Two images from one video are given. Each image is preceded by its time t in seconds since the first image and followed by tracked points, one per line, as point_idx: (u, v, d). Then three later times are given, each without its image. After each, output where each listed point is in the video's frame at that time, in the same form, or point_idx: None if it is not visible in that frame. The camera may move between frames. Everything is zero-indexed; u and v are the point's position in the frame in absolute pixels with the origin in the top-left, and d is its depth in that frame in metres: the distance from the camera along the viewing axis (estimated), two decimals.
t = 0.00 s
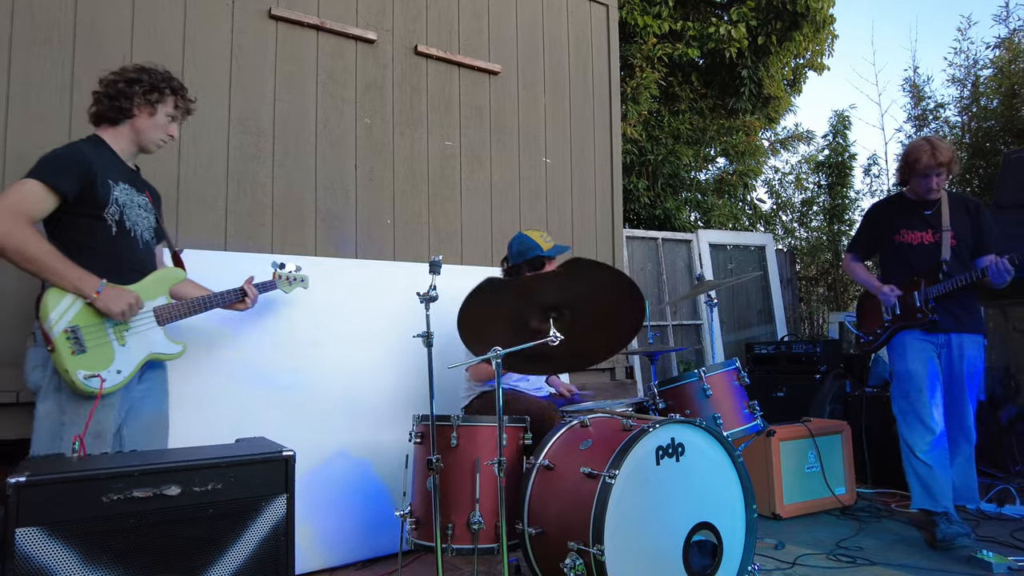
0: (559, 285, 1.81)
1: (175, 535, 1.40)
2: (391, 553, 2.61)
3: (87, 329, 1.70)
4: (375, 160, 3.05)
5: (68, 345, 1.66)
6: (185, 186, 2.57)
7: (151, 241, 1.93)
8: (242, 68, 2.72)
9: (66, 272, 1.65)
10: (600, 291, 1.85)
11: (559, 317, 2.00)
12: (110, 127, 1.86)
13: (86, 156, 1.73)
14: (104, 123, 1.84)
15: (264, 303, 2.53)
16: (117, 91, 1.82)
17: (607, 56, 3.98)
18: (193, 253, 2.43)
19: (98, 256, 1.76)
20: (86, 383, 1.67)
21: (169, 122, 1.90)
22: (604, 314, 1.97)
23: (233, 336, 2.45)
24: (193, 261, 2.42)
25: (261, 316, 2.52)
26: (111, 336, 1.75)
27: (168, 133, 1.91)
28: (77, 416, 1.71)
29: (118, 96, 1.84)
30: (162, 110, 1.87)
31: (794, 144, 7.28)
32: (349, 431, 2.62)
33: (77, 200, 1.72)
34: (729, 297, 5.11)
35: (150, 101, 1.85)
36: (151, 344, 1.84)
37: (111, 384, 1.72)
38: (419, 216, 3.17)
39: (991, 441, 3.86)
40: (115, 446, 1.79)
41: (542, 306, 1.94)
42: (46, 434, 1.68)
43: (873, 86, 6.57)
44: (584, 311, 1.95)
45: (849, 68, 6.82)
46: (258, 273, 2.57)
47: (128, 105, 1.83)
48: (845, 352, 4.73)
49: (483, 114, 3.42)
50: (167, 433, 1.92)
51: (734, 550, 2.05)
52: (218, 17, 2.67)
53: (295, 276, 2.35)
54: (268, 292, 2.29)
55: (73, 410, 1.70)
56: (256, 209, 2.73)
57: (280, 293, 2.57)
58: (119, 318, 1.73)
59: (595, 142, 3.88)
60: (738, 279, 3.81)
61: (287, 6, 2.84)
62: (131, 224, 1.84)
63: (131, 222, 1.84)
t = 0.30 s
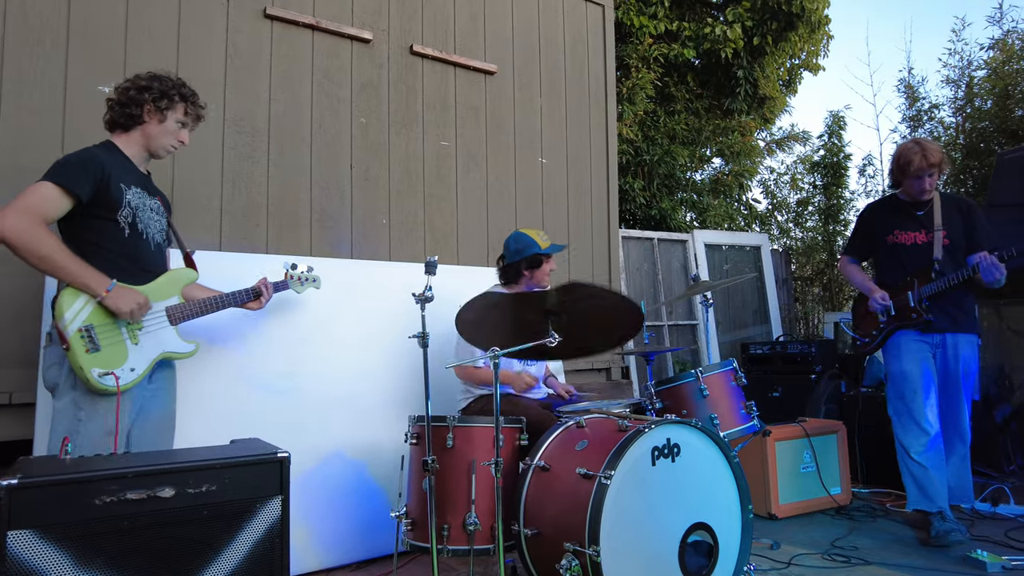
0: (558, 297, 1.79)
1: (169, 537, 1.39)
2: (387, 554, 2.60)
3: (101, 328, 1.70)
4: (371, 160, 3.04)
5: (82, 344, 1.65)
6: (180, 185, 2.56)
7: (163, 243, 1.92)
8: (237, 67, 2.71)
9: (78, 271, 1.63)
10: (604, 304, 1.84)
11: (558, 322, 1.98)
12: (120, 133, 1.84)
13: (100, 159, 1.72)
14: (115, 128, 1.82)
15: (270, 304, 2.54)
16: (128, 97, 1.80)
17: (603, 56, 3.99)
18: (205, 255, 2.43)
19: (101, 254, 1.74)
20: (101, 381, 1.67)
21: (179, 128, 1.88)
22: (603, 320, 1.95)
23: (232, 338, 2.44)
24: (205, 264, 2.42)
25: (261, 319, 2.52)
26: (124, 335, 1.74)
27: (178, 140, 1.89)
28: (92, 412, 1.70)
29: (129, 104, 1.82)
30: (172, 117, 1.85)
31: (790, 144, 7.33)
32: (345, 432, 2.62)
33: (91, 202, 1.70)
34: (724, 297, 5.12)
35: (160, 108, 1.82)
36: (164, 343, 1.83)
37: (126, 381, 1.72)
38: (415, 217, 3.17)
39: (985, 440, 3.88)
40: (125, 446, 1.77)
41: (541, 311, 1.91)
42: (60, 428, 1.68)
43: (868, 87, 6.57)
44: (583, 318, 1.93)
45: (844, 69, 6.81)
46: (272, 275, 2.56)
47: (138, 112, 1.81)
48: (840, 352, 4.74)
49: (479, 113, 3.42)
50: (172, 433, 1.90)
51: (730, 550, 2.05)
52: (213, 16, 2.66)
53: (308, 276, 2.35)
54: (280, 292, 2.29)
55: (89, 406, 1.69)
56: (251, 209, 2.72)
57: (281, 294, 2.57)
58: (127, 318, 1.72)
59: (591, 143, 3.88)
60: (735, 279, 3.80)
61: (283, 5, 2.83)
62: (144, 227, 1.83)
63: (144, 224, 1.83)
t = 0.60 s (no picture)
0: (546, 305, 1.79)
1: (156, 539, 1.39)
2: (378, 555, 2.59)
3: (86, 329, 1.69)
4: (362, 160, 3.03)
5: (67, 345, 1.64)
6: (170, 185, 2.55)
7: (152, 245, 1.90)
8: (228, 66, 2.70)
9: (58, 272, 1.61)
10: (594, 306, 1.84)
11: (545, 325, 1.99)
12: (110, 135, 1.83)
13: (87, 160, 1.71)
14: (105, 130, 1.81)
15: (264, 305, 2.55)
16: (118, 99, 1.78)
17: (596, 56, 4.00)
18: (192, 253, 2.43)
19: (87, 255, 1.73)
20: (87, 381, 1.66)
21: (170, 134, 1.88)
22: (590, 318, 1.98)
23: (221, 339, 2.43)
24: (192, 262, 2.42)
25: (250, 320, 2.51)
26: (111, 335, 1.74)
27: (168, 145, 1.88)
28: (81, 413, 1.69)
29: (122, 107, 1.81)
30: (164, 122, 1.85)
31: (783, 145, 7.24)
32: (336, 433, 2.61)
33: (77, 202, 1.69)
34: (717, 297, 5.13)
35: (154, 111, 1.82)
36: (152, 343, 1.83)
37: (113, 382, 1.72)
38: (407, 217, 3.16)
39: (974, 439, 3.90)
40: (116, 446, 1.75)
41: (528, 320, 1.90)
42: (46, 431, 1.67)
43: (860, 88, 6.61)
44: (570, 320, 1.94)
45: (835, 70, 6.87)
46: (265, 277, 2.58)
47: (131, 115, 1.80)
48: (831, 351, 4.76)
49: (471, 113, 3.42)
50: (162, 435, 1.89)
51: (720, 551, 2.06)
52: (204, 15, 2.64)
53: (301, 278, 2.35)
54: (272, 294, 2.28)
55: (77, 408, 1.68)
56: (242, 209, 2.71)
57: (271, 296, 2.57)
58: (113, 321, 1.70)
59: (583, 143, 3.89)
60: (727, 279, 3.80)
61: (274, 4, 2.82)
62: (131, 227, 1.81)
63: (131, 225, 1.81)
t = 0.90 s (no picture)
0: (541, 294, 1.80)
1: (143, 541, 1.38)
2: (368, 557, 2.59)
3: (45, 332, 1.67)
4: (352, 160, 3.02)
5: (23, 348, 1.62)
6: (158, 185, 2.53)
7: (118, 242, 1.86)
8: (217, 65, 2.68)
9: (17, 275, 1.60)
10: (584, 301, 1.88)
11: (537, 321, 1.99)
12: (73, 127, 1.78)
13: (46, 156, 1.68)
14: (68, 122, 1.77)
15: (254, 306, 2.54)
16: (82, 90, 1.75)
17: (586, 57, 4.00)
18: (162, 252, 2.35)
19: (46, 255, 1.70)
20: (45, 387, 1.64)
21: (138, 125, 1.84)
22: (583, 318, 1.99)
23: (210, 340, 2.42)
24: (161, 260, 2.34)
25: (239, 320, 2.50)
26: (72, 338, 1.71)
27: (135, 136, 1.85)
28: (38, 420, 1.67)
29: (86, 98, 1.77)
30: (131, 113, 1.82)
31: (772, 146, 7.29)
32: (326, 434, 2.60)
33: (34, 200, 1.66)
34: (706, 298, 5.15)
35: (120, 103, 1.79)
36: (116, 345, 1.80)
37: (72, 387, 1.69)
38: (397, 217, 3.15)
39: (960, 438, 3.94)
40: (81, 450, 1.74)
41: (519, 312, 1.92)
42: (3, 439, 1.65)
43: (848, 90, 6.64)
44: (563, 316, 1.95)
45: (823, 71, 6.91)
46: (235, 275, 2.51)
47: (97, 107, 1.77)
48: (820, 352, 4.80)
49: (462, 114, 3.41)
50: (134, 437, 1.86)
51: (709, 550, 2.07)
52: (192, 14, 2.63)
53: (274, 275, 2.30)
54: (244, 291, 2.23)
55: (33, 415, 1.66)
56: (231, 209, 2.69)
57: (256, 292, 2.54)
58: (72, 322, 1.69)
59: (573, 144, 3.89)
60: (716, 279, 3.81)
61: (263, 3, 2.81)
62: (94, 224, 1.77)
63: (94, 222, 1.77)
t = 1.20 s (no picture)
0: (529, 298, 1.80)
1: (128, 544, 1.36)
2: (357, 557, 2.58)
3: None
4: (342, 159, 3.01)
5: None
6: (145, 183, 2.51)
7: (73, 237, 1.81)
8: (205, 63, 2.66)
9: None
10: (574, 304, 1.89)
11: (527, 322, 1.98)
12: (21, 114, 1.73)
13: None
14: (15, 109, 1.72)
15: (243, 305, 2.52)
16: (30, 78, 1.69)
17: (576, 57, 4.01)
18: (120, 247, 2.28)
19: None
20: None
21: (89, 113, 1.80)
22: (571, 319, 1.99)
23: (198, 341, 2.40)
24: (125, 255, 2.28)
25: (227, 320, 2.48)
26: (23, 339, 1.64)
27: (87, 124, 1.80)
28: None
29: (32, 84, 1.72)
30: (82, 100, 1.77)
31: (761, 146, 7.38)
32: (315, 435, 2.59)
33: None
34: (696, 297, 5.18)
35: (70, 90, 1.74)
36: (73, 345, 1.73)
37: (24, 392, 1.62)
38: (387, 217, 3.14)
39: (946, 437, 3.97)
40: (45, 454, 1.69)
41: (510, 312, 1.90)
42: None
43: (836, 91, 6.68)
44: (551, 317, 1.96)
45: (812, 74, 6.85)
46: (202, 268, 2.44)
47: (44, 93, 1.72)
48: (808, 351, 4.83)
49: (452, 113, 3.41)
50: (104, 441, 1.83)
51: (699, 550, 2.07)
52: (180, 11, 2.61)
53: (242, 266, 2.25)
54: (210, 283, 2.18)
55: None
56: (219, 208, 2.68)
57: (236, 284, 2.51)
58: (25, 321, 1.62)
59: (563, 143, 3.90)
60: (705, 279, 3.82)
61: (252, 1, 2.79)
62: (45, 219, 1.72)
63: (45, 217, 1.72)
